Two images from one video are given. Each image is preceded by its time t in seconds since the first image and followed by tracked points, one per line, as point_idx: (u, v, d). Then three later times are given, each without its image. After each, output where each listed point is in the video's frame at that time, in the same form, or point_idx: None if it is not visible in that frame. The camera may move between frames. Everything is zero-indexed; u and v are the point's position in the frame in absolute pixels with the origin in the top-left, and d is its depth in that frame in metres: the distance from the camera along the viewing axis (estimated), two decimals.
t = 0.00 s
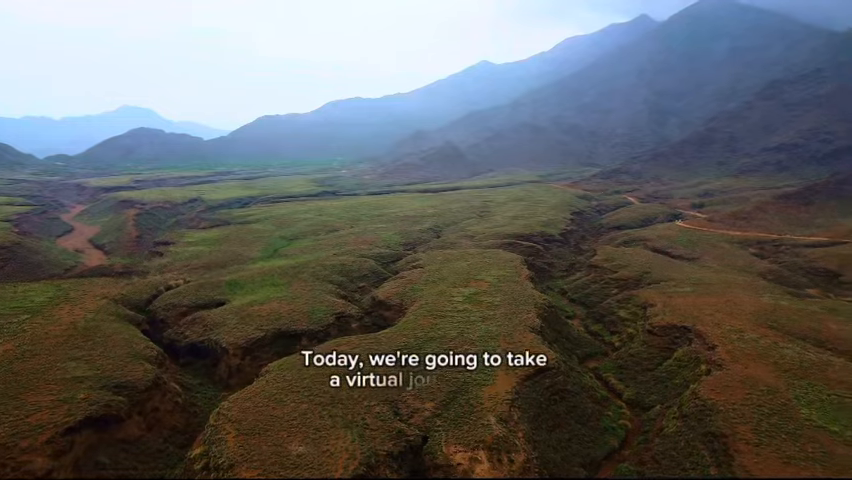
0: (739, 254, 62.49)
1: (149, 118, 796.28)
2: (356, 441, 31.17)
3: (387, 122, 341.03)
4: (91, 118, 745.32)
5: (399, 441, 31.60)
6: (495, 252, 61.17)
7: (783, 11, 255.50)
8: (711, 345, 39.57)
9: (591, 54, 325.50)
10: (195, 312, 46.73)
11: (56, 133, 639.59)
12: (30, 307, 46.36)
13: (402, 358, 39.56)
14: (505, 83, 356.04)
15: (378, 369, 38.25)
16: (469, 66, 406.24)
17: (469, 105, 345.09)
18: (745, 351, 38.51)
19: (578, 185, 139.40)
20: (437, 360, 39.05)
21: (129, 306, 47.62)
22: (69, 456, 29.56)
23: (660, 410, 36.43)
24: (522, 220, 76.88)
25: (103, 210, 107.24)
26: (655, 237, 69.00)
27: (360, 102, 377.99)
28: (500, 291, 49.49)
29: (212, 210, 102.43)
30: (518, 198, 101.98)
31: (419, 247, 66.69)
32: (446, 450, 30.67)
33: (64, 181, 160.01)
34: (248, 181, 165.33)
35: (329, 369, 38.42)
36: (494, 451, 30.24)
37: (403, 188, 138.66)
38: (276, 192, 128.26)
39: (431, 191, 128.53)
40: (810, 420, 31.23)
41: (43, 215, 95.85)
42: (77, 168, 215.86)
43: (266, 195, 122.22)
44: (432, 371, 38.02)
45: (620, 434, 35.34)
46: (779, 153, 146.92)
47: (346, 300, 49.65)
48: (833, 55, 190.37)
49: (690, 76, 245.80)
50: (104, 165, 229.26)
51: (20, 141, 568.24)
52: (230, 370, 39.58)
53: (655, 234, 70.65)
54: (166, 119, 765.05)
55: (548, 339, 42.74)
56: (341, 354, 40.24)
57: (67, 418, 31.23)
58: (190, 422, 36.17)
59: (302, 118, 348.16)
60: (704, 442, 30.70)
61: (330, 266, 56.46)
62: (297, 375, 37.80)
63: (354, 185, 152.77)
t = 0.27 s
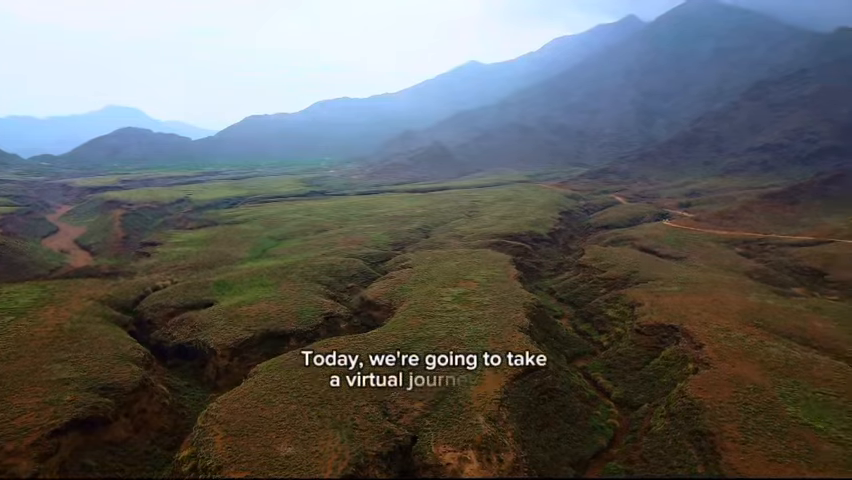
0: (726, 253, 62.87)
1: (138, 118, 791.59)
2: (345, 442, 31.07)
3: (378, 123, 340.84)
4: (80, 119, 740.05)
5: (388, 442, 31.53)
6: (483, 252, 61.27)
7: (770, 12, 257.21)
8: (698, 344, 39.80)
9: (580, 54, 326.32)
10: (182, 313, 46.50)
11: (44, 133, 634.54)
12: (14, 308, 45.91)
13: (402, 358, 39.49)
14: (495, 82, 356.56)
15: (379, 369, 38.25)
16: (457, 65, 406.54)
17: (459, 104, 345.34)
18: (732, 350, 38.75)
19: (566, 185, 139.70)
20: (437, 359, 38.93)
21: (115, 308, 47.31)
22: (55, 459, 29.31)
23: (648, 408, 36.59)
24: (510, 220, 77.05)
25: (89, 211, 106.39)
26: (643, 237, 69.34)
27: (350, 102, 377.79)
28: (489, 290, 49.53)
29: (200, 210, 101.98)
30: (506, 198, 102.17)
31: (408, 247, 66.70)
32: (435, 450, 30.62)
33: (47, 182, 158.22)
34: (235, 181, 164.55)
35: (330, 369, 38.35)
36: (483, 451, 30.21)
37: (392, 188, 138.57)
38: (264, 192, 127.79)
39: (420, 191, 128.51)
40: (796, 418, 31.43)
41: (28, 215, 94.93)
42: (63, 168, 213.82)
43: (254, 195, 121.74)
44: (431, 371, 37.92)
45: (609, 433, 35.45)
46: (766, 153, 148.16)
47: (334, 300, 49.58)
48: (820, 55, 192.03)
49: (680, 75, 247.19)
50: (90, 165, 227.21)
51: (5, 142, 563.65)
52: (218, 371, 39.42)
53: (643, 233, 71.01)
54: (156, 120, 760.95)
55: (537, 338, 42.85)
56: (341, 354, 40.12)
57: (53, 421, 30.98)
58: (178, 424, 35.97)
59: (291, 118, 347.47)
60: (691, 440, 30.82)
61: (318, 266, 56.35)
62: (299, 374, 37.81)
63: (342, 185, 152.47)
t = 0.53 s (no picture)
0: (715, 252, 63.32)
1: (128, 118, 787.18)
2: (336, 442, 30.99)
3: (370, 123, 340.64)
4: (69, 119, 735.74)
5: (379, 442, 31.50)
6: (474, 252, 61.38)
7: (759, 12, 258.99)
8: (687, 343, 40.00)
9: (570, 54, 326.93)
10: (172, 314, 46.30)
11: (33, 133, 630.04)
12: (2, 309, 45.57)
13: (403, 358, 39.40)
14: (486, 81, 357.05)
15: (379, 369, 38.22)
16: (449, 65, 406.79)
17: (451, 104, 345.66)
18: (721, 349, 38.98)
19: (555, 185, 140.06)
20: (437, 360, 38.81)
21: (104, 309, 47.06)
22: (43, 461, 29.10)
23: (638, 407, 36.75)
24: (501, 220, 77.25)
25: (77, 211, 105.76)
26: (633, 236, 69.70)
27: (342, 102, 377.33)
28: (480, 290, 49.60)
29: (189, 210, 101.63)
30: (497, 197, 102.44)
31: (399, 247, 66.74)
32: (426, 450, 30.59)
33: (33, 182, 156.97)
34: (225, 181, 164.03)
35: (331, 369, 38.31)
36: (474, 450, 30.19)
37: (383, 189, 138.64)
38: (254, 192, 127.47)
39: (410, 191, 128.62)
40: (784, 416, 31.63)
41: (15, 215, 94.31)
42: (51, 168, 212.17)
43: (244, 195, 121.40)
44: (432, 371, 37.83)
45: (599, 432, 35.58)
46: (756, 152, 149.27)
47: (325, 301, 49.51)
48: (809, 54, 193.48)
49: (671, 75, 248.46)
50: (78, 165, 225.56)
51: None
52: (208, 372, 39.26)
53: (633, 233, 71.39)
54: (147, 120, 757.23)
55: (527, 338, 42.99)
56: (342, 354, 40.04)
57: (42, 423, 30.74)
58: (168, 425, 35.77)
59: (283, 119, 346.64)
60: (681, 439, 30.96)
61: (309, 266, 56.28)
62: (303, 375, 37.69)
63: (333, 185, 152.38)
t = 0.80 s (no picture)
0: (705, 251, 63.69)
1: (119, 117, 783.19)
2: (327, 443, 30.90)
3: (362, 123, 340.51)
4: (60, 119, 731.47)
5: (371, 443, 31.43)
6: (465, 251, 61.46)
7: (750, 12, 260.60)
8: (677, 342, 40.18)
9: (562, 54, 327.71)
10: (162, 315, 46.06)
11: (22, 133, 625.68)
12: None
13: (403, 358, 39.32)
14: (478, 81, 357.51)
15: (379, 369, 38.16)
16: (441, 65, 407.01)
17: (443, 104, 345.95)
18: (710, 348, 39.18)
19: (546, 185, 140.50)
20: (437, 359, 38.76)
21: (93, 310, 46.75)
22: (31, 464, 28.88)
23: (629, 407, 36.87)
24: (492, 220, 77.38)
25: (66, 212, 105.12)
26: (624, 236, 69.98)
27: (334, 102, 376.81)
28: (471, 290, 49.64)
29: (179, 211, 101.24)
30: (488, 197, 102.63)
31: (390, 247, 66.74)
32: (418, 450, 30.53)
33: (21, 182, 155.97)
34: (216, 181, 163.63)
35: (331, 369, 38.26)
36: (466, 450, 30.16)
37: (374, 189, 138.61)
38: (244, 192, 127.09)
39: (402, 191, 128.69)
40: (774, 414, 31.79)
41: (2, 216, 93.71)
42: (40, 169, 210.79)
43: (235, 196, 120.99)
44: (432, 371, 37.75)
45: (590, 431, 35.65)
46: (746, 152, 150.28)
47: (316, 301, 49.41)
48: (799, 54, 194.87)
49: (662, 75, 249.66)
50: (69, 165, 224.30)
51: None
52: (199, 373, 39.07)
53: (623, 232, 71.71)
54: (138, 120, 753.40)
55: (518, 338, 43.06)
56: (342, 354, 39.99)
57: (30, 426, 30.48)
58: (158, 427, 35.53)
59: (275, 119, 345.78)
60: (672, 438, 31.06)
61: (300, 266, 56.16)
62: (303, 375, 37.62)
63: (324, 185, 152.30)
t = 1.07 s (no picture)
0: (696, 251, 64.02)
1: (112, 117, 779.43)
2: (320, 444, 30.84)
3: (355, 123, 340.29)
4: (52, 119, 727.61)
5: (364, 443, 31.40)
6: (458, 251, 61.50)
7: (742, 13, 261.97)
8: (669, 342, 40.33)
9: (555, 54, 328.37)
10: (153, 316, 45.86)
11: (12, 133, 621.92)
12: None
13: (403, 358, 39.32)
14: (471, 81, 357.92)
15: (378, 369, 38.19)
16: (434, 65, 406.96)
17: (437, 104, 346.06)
18: (701, 347, 39.33)
19: (538, 184, 140.79)
20: (437, 359, 38.73)
21: (84, 311, 46.49)
22: (22, 466, 28.70)
23: (621, 406, 36.96)
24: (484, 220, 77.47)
25: (57, 212, 104.57)
26: (615, 236, 70.25)
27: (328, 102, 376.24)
28: (464, 290, 49.67)
29: (171, 211, 100.89)
30: (481, 197, 102.78)
31: (382, 248, 66.73)
32: (410, 451, 30.51)
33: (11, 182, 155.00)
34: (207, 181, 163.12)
35: (329, 369, 38.29)
36: (459, 451, 30.14)
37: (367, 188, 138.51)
38: (237, 192, 126.65)
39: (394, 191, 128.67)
40: (764, 413, 31.94)
41: None
42: (31, 169, 209.52)
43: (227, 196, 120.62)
44: (432, 371, 37.74)
45: (582, 431, 35.70)
46: (738, 151, 150.99)
47: (308, 301, 49.33)
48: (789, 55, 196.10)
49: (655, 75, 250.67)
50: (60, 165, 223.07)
51: None
52: (191, 374, 38.91)
53: (615, 232, 71.98)
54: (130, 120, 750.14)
55: (511, 337, 43.13)
56: (341, 354, 39.98)
57: (20, 428, 30.28)
58: (150, 428, 35.34)
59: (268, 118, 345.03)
60: (663, 437, 31.18)
61: (291, 267, 56.05)
62: (297, 376, 37.55)
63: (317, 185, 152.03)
